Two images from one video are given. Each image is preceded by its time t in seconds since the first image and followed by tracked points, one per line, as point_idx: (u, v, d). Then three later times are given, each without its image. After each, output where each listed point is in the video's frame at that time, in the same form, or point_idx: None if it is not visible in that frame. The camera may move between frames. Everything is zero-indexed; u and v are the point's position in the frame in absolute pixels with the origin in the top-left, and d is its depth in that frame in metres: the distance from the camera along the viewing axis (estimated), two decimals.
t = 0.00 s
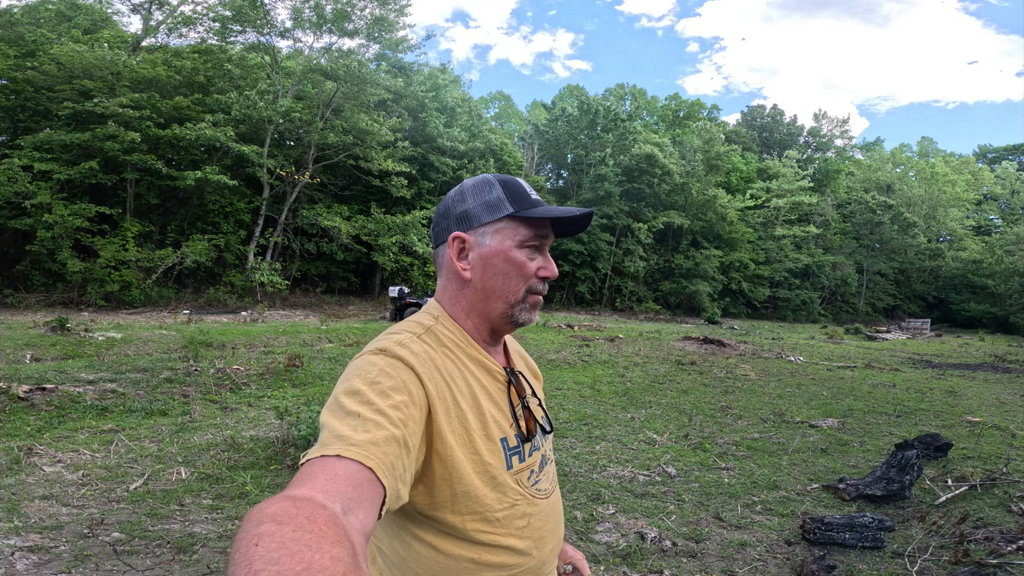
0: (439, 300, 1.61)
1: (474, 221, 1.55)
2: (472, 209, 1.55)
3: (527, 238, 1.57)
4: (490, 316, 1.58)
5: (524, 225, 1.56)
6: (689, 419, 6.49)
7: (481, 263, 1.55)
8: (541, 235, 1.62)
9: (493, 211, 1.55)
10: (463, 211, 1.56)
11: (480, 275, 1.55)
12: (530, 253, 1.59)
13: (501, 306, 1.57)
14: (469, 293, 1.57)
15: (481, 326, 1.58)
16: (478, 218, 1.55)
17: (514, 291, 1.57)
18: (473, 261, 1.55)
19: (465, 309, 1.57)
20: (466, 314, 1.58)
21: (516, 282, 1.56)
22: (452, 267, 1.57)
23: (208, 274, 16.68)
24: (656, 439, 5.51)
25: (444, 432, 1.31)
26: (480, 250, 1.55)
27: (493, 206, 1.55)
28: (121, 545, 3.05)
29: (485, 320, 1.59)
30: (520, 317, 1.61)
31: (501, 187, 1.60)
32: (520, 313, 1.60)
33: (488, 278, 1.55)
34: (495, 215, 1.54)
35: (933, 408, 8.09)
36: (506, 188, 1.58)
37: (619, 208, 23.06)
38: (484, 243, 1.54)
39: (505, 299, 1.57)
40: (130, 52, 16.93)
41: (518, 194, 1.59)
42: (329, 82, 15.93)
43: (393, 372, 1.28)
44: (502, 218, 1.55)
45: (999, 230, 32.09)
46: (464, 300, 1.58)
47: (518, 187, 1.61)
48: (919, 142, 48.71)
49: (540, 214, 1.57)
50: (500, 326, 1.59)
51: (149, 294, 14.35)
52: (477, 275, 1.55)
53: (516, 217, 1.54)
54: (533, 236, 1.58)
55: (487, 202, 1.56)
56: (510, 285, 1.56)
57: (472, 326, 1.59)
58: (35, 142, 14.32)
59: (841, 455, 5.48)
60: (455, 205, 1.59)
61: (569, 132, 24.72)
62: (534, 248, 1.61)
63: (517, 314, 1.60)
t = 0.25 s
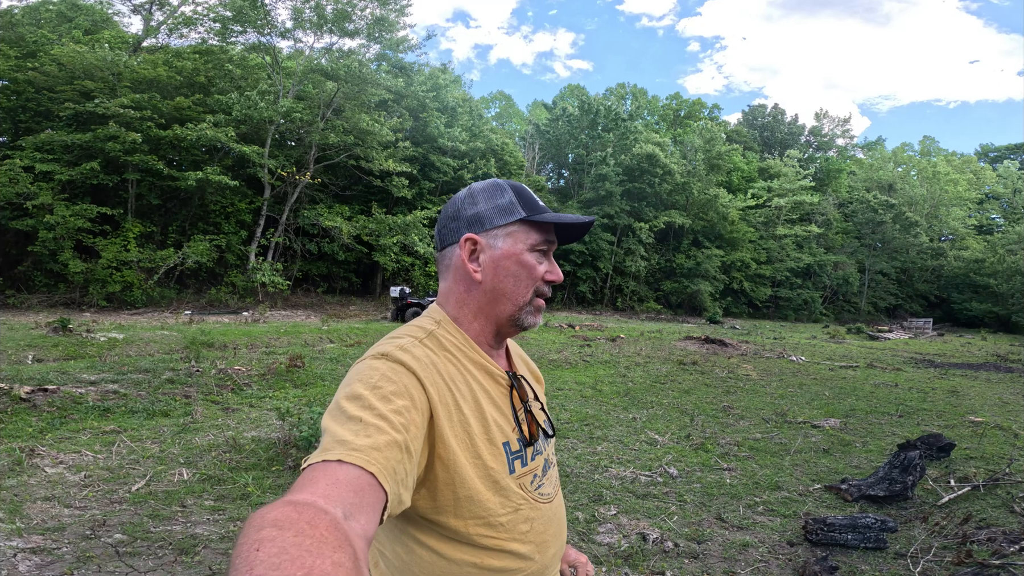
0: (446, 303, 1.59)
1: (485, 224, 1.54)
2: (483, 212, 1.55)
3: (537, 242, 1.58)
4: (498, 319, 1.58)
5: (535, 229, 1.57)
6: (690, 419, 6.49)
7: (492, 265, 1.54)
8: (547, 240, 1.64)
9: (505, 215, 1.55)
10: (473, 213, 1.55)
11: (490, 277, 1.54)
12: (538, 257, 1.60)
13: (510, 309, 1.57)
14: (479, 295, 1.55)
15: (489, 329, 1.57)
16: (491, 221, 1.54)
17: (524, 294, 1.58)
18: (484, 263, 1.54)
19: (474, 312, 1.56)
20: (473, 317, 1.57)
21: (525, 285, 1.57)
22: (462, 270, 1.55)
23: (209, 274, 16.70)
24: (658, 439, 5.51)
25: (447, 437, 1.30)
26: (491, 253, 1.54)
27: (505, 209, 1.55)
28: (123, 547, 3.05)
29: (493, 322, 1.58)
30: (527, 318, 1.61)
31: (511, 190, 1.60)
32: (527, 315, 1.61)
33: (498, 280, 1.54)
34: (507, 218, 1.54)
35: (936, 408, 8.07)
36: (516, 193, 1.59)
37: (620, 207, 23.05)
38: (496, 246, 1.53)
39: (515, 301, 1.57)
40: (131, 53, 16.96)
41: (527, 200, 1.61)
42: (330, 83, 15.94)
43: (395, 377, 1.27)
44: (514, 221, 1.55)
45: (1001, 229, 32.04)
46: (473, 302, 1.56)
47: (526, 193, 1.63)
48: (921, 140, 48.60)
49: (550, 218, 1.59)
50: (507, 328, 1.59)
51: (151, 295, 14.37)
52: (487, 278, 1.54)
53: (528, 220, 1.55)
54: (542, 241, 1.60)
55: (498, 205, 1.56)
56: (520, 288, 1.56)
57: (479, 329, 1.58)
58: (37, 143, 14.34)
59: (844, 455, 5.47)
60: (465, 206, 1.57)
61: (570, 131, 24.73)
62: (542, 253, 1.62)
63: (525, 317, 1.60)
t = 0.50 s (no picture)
0: (453, 307, 1.58)
1: (494, 227, 1.54)
2: (492, 216, 1.55)
3: (545, 246, 1.60)
4: (505, 322, 1.58)
5: (542, 234, 1.59)
6: (695, 420, 6.48)
7: (502, 269, 1.54)
8: (553, 244, 1.66)
9: (514, 219, 1.56)
10: (482, 217, 1.56)
11: (500, 280, 1.54)
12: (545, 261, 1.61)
13: (519, 312, 1.58)
14: (487, 299, 1.56)
15: (497, 333, 1.57)
16: (500, 225, 1.55)
17: (532, 298, 1.59)
18: (493, 267, 1.54)
19: (483, 316, 1.56)
20: (481, 320, 1.57)
21: (533, 288, 1.58)
22: (471, 273, 1.54)
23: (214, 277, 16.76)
24: (662, 440, 5.50)
25: (454, 440, 1.31)
26: (500, 257, 1.54)
27: (514, 214, 1.56)
28: (130, 548, 3.07)
29: (501, 326, 1.58)
30: (534, 322, 1.62)
31: (518, 196, 1.62)
32: (535, 319, 1.62)
33: (507, 283, 1.54)
34: (516, 222, 1.55)
35: (943, 409, 8.03)
36: (524, 199, 1.61)
37: (624, 208, 23.04)
38: (505, 250, 1.54)
39: (524, 304, 1.57)
40: (136, 55, 17.06)
41: (534, 205, 1.62)
42: (333, 85, 16.00)
43: (402, 380, 1.27)
44: (522, 226, 1.56)
45: (1008, 228, 31.85)
46: (482, 306, 1.56)
47: (533, 198, 1.64)
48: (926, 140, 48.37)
49: (557, 222, 1.61)
50: (516, 332, 1.60)
51: (157, 297, 14.43)
52: (497, 281, 1.54)
53: (536, 225, 1.57)
54: (550, 245, 1.62)
55: (507, 210, 1.57)
56: (530, 291, 1.57)
57: (487, 332, 1.57)
58: (43, 146, 14.44)
59: (850, 456, 5.45)
60: (473, 211, 1.58)
61: (573, 132, 24.74)
62: (549, 256, 1.63)
63: (533, 320, 1.61)
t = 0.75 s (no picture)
0: (455, 305, 1.58)
1: (497, 225, 1.54)
2: (496, 214, 1.55)
3: (547, 243, 1.61)
4: (506, 320, 1.58)
5: (544, 232, 1.59)
6: (697, 421, 6.47)
7: (504, 266, 1.54)
8: (554, 243, 1.66)
9: (517, 217, 1.56)
10: (484, 215, 1.56)
11: (503, 278, 1.54)
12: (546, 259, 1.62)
13: (521, 311, 1.58)
14: (490, 297, 1.55)
15: (499, 332, 1.57)
16: (502, 223, 1.55)
17: (534, 296, 1.59)
18: (496, 264, 1.54)
19: (488, 314, 1.56)
20: (482, 318, 1.56)
21: (535, 286, 1.58)
22: (474, 271, 1.54)
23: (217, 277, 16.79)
24: (664, 441, 5.49)
25: (453, 438, 1.30)
26: (504, 255, 1.54)
27: (517, 212, 1.56)
28: (132, 547, 3.07)
29: (502, 324, 1.58)
30: (535, 321, 1.62)
31: (520, 194, 1.62)
32: (536, 317, 1.62)
33: (510, 281, 1.54)
34: (519, 220, 1.55)
35: (946, 410, 8.00)
36: (528, 198, 1.62)
37: (626, 209, 23.02)
38: (507, 248, 1.54)
39: (526, 302, 1.57)
40: (138, 56, 17.11)
41: (536, 203, 1.63)
42: (335, 85, 16.02)
43: (401, 378, 1.27)
44: (525, 223, 1.56)
45: (1011, 229, 31.75)
46: (484, 304, 1.56)
47: (534, 197, 1.65)
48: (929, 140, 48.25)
49: (559, 221, 1.61)
50: (517, 330, 1.60)
51: (160, 298, 14.46)
52: (499, 278, 1.54)
53: (539, 222, 1.57)
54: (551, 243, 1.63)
55: (509, 208, 1.57)
56: (532, 289, 1.57)
57: (489, 330, 1.57)
58: (47, 147, 14.49)
59: (853, 457, 5.43)
60: (476, 209, 1.57)
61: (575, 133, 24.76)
62: (550, 255, 1.64)
63: (535, 318, 1.62)
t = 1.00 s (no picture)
0: (447, 303, 1.57)
1: (488, 223, 1.54)
2: (488, 212, 1.55)
3: (539, 242, 1.59)
4: (497, 318, 1.57)
5: (536, 231, 1.59)
6: (695, 422, 6.46)
7: (494, 264, 1.53)
8: (547, 243, 1.65)
9: (509, 215, 1.55)
10: (477, 213, 1.56)
11: (493, 275, 1.53)
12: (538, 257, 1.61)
13: (511, 309, 1.57)
14: (482, 294, 1.55)
15: (489, 331, 1.56)
16: (494, 221, 1.54)
17: (525, 295, 1.58)
18: (486, 263, 1.53)
19: (479, 312, 1.54)
20: (472, 316, 1.55)
21: (526, 284, 1.57)
22: (464, 268, 1.54)
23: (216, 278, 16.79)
24: (662, 442, 5.48)
25: (442, 440, 1.30)
26: (494, 252, 1.53)
27: (510, 211, 1.56)
28: (125, 548, 3.06)
29: (493, 323, 1.57)
30: (526, 321, 1.61)
31: (514, 193, 1.61)
32: (528, 316, 1.60)
33: (500, 279, 1.53)
34: (511, 218, 1.55)
35: (945, 411, 7.99)
36: (521, 197, 1.61)
37: (625, 210, 23.02)
38: (498, 245, 1.53)
39: (517, 300, 1.56)
40: (138, 56, 17.12)
41: (529, 203, 1.62)
42: (335, 86, 16.04)
43: (389, 379, 1.26)
44: (518, 222, 1.56)
45: (1011, 230, 31.75)
46: (475, 302, 1.55)
47: (528, 196, 1.64)
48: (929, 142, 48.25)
49: (552, 220, 1.61)
50: (508, 329, 1.59)
51: (159, 298, 14.45)
52: (490, 277, 1.53)
53: (531, 222, 1.57)
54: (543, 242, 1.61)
55: (502, 207, 1.57)
56: (522, 288, 1.56)
57: (480, 328, 1.56)
58: (46, 147, 14.50)
59: (851, 459, 5.43)
60: (470, 207, 1.57)
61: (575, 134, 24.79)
62: (543, 255, 1.63)
63: (526, 318, 1.60)
